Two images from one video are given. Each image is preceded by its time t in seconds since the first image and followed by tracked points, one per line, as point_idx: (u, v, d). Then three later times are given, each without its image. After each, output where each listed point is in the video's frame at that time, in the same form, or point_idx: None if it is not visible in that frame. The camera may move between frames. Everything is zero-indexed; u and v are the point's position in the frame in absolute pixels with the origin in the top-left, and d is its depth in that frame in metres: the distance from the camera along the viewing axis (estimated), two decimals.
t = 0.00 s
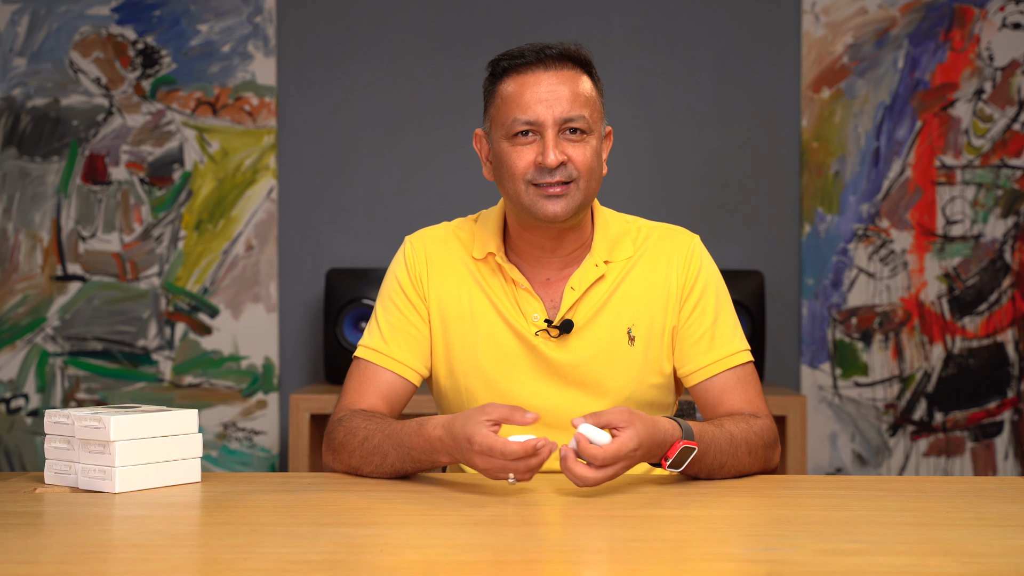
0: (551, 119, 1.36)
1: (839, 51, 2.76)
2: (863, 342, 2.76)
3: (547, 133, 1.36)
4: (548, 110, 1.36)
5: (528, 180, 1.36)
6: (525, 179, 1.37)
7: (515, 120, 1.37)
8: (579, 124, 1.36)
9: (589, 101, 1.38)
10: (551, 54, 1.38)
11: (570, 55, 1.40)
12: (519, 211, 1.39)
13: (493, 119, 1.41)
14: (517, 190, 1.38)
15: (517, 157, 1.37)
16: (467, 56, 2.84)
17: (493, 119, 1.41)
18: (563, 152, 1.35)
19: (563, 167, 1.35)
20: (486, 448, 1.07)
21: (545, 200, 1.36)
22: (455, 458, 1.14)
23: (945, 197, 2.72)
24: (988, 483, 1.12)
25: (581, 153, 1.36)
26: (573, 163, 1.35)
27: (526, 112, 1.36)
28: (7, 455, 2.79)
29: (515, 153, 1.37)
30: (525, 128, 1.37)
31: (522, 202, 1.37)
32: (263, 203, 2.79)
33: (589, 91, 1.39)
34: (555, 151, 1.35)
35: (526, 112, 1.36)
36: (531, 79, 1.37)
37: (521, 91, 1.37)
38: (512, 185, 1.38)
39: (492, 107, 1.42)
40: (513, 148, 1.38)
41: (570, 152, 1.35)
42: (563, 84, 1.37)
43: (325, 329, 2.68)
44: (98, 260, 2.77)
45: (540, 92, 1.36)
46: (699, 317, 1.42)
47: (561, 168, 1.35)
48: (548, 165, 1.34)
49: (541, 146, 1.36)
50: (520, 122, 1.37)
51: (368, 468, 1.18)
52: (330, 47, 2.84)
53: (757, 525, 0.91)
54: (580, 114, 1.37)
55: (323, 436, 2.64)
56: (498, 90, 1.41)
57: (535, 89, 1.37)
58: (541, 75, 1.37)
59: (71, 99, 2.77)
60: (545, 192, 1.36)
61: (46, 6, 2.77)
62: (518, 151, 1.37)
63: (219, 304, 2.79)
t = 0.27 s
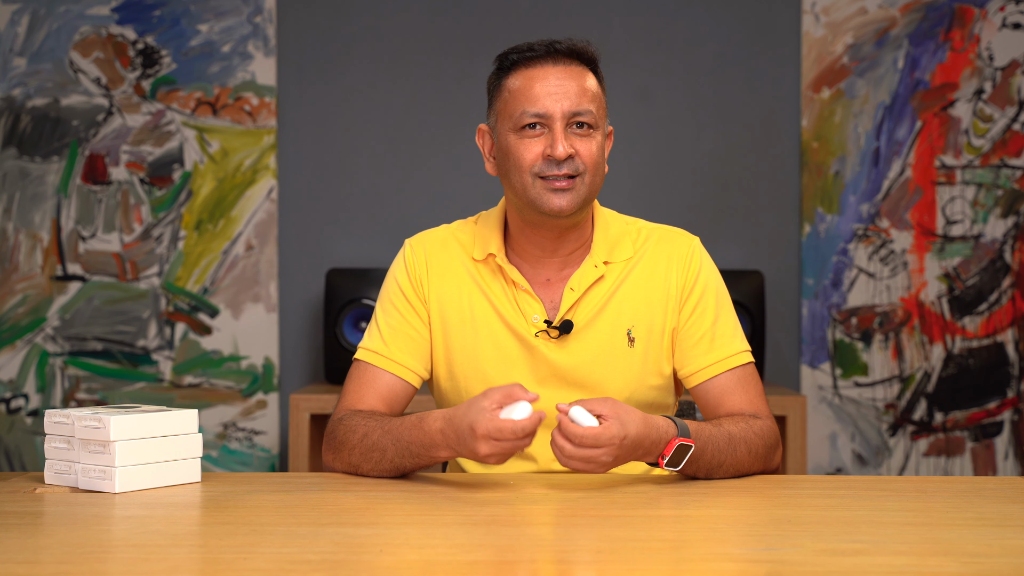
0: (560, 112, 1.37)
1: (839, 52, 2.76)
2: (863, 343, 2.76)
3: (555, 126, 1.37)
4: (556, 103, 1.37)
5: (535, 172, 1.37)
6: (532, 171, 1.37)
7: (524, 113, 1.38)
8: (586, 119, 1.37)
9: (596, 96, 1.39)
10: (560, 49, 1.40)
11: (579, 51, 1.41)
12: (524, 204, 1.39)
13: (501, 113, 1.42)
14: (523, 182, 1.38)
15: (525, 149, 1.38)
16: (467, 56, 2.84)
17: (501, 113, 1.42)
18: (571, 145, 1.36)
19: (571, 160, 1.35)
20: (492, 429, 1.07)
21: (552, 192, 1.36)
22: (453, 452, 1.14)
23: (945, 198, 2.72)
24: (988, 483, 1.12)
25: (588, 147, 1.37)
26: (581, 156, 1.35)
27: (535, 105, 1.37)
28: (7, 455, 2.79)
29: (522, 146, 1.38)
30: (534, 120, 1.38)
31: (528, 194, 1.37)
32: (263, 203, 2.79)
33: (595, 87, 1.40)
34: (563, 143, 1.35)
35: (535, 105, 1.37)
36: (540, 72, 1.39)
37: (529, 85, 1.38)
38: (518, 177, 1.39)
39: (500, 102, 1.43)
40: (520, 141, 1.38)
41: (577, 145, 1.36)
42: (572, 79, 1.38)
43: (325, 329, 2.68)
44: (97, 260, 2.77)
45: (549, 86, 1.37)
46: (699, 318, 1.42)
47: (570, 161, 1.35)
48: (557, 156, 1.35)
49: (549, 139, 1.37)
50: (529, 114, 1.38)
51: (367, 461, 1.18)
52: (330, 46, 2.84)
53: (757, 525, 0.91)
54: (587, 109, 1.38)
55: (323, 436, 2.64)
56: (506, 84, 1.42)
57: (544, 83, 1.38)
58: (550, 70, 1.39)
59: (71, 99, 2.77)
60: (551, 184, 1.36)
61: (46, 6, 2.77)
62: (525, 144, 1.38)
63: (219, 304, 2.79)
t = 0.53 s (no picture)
0: (561, 104, 1.38)
1: (839, 51, 2.76)
2: (863, 343, 2.76)
3: (556, 116, 1.39)
4: (558, 94, 1.39)
5: (532, 162, 1.39)
6: (529, 160, 1.39)
7: (527, 101, 1.40)
8: (587, 112, 1.39)
9: (599, 92, 1.41)
10: (568, 42, 1.41)
11: (589, 48, 1.42)
12: (519, 194, 1.40)
13: (505, 101, 1.44)
14: (520, 171, 1.40)
15: (525, 138, 1.40)
16: (467, 56, 2.84)
17: (505, 101, 1.44)
18: (569, 137, 1.38)
19: (567, 151, 1.37)
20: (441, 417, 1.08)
21: (547, 183, 1.38)
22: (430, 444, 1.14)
23: (945, 198, 2.73)
24: (988, 483, 1.12)
25: (586, 140, 1.38)
26: (578, 149, 1.37)
27: (538, 94, 1.39)
28: (8, 455, 2.79)
29: (522, 133, 1.40)
30: (536, 109, 1.39)
31: (524, 183, 1.39)
32: (263, 203, 2.79)
33: (600, 82, 1.42)
34: (561, 134, 1.37)
35: (537, 95, 1.39)
36: (546, 63, 1.40)
37: (534, 75, 1.40)
38: (516, 165, 1.41)
39: (504, 92, 1.45)
40: (521, 129, 1.40)
41: (576, 137, 1.38)
42: (576, 72, 1.40)
43: (325, 329, 2.68)
44: (97, 260, 2.77)
45: (553, 77, 1.39)
46: (698, 319, 1.42)
47: (566, 152, 1.37)
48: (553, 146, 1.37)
49: (549, 128, 1.39)
50: (531, 103, 1.39)
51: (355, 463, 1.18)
52: (330, 47, 2.84)
53: (756, 525, 0.91)
54: (589, 103, 1.39)
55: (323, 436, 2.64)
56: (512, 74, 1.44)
57: (548, 73, 1.40)
58: (555, 62, 1.41)
59: (71, 99, 2.77)
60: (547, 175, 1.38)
61: (46, 6, 2.77)
62: (525, 132, 1.40)
63: (219, 304, 2.79)
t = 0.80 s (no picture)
0: (572, 90, 1.40)
1: (839, 51, 2.76)
2: (863, 343, 2.76)
3: (566, 101, 1.39)
4: (570, 79, 1.40)
5: (542, 143, 1.39)
6: (539, 142, 1.39)
7: (539, 86, 1.41)
8: (597, 100, 1.40)
9: (609, 82, 1.43)
10: (579, 33, 1.43)
11: (600, 40, 1.44)
12: (528, 175, 1.40)
13: (515, 88, 1.45)
14: (530, 153, 1.40)
15: (535, 121, 1.40)
16: (467, 56, 2.84)
17: (515, 88, 1.45)
18: (579, 120, 1.38)
19: (578, 133, 1.37)
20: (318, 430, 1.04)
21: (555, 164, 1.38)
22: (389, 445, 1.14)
23: (945, 198, 2.73)
24: (988, 483, 1.12)
25: (596, 125, 1.39)
26: (588, 133, 1.38)
27: (550, 79, 1.40)
28: (8, 455, 2.79)
29: (533, 116, 1.40)
30: (547, 93, 1.40)
31: (533, 165, 1.39)
32: (263, 203, 2.79)
33: (610, 74, 1.43)
34: (572, 116, 1.38)
35: (549, 79, 1.40)
36: (558, 52, 1.42)
37: (547, 61, 1.41)
38: (525, 148, 1.40)
39: (515, 80, 1.46)
40: (531, 112, 1.41)
41: (586, 121, 1.38)
42: (587, 62, 1.42)
43: (325, 329, 2.68)
44: (97, 260, 2.77)
45: (565, 65, 1.41)
46: (699, 313, 1.43)
47: (576, 134, 1.37)
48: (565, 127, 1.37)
49: (559, 112, 1.39)
50: (543, 87, 1.40)
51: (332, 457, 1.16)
52: (330, 47, 2.84)
53: (756, 525, 0.91)
54: (599, 91, 1.41)
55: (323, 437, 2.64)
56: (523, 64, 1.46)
57: (560, 61, 1.41)
58: (567, 51, 1.42)
59: (71, 99, 2.77)
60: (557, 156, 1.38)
61: (46, 6, 2.77)
62: (536, 115, 1.40)
63: (219, 304, 2.79)
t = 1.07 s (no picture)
0: (572, 87, 1.39)
1: (839, 51, 2.76)
2: (863, 342, 2.76)
3: (566, 99, 1.39)
4: (570, 77, 1.40)
5: (542, 140, 1.38)
6: (539, 139, 1.39)
7: (539, 83, 1.41)
8: (597, 97, 1.40)
9: (609, 80, 1.42)
10: (580, 32, 1.44)
11: (601, 39, 1.45)
12: (528, 171, 1.40)
13: (516, 86, 1.45)
14: (530, 149, 1.39)
15: (535, 118, 1.39)
16: (467, 56, 2.84)
17: (516, 85, 1.44)
18: (579, 118, 1.38)
19: (577, 130, 1.37)
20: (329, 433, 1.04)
21: (555, 160, 1.37)
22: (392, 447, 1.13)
23: (945, 198, 2.73)
24: (988, 482, 1.12)
25: (595, 123, 1.39)
26: (587, 130, 1.38)
27: (550, 76, 1.40)
28: (7, 455, 2.79)
29: (533, 113, 1.40)
30: (547, 91, 1.40)
31: (533, 161, 1.39)
32: (263, 203, 2.79)
33: (610, 72, 1.43)
34: (572, 113, 1.37)
35: (549, 77, 1.40)
36: (559, 50, 1.42)
37: (548, 59, 1.42)
38: (525, 144, 1.40)
39: (516, 78, 1.46)
40: (531, 110, 1.41)
41: (586, 118, 1.38)
42: (588, 60, 1.42)
43: (325, 329, 2.68)
44: (97, 260, 2.77)
45: (565, 62, 1.40)
46: (700, 313, 1.43)
47: (576, 131, 1.37)
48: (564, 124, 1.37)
49: (559, 109, 1.39)
50: (544, 84, 1.40)
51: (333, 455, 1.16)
52: (330, 47, 2.84)
53: (756, 525, 0.91)
54: (599, 89, 1.40)
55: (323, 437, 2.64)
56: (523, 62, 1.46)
57: (560, 59, 1.41)
58: (568, 50, 1.42)
59: (71, 99, 2.77)
60: (556, 153, 1.38)
61: (46, 6, 2.77)
62: (536, 112, 1.40)
63: (219, 304, 2.79)
